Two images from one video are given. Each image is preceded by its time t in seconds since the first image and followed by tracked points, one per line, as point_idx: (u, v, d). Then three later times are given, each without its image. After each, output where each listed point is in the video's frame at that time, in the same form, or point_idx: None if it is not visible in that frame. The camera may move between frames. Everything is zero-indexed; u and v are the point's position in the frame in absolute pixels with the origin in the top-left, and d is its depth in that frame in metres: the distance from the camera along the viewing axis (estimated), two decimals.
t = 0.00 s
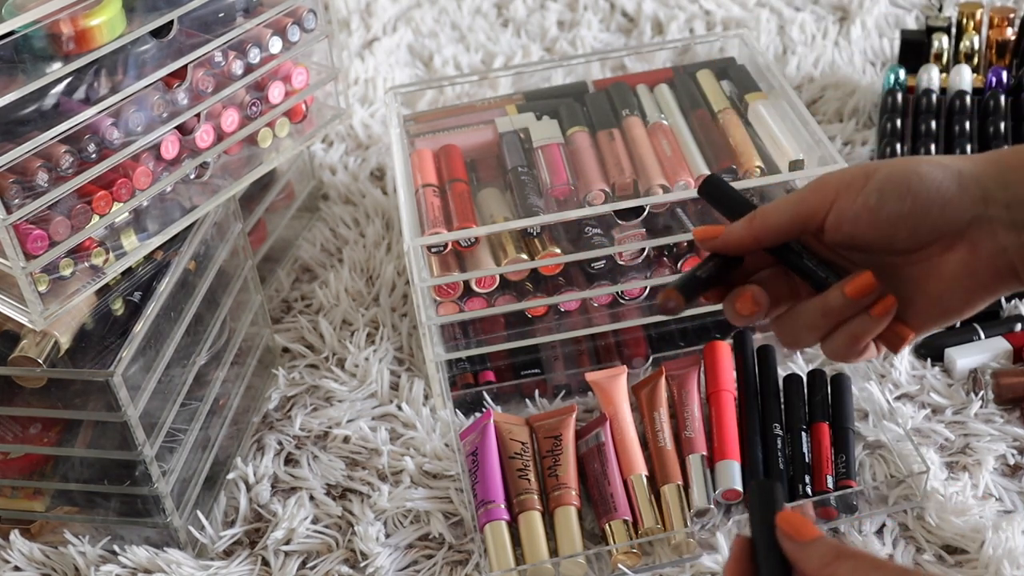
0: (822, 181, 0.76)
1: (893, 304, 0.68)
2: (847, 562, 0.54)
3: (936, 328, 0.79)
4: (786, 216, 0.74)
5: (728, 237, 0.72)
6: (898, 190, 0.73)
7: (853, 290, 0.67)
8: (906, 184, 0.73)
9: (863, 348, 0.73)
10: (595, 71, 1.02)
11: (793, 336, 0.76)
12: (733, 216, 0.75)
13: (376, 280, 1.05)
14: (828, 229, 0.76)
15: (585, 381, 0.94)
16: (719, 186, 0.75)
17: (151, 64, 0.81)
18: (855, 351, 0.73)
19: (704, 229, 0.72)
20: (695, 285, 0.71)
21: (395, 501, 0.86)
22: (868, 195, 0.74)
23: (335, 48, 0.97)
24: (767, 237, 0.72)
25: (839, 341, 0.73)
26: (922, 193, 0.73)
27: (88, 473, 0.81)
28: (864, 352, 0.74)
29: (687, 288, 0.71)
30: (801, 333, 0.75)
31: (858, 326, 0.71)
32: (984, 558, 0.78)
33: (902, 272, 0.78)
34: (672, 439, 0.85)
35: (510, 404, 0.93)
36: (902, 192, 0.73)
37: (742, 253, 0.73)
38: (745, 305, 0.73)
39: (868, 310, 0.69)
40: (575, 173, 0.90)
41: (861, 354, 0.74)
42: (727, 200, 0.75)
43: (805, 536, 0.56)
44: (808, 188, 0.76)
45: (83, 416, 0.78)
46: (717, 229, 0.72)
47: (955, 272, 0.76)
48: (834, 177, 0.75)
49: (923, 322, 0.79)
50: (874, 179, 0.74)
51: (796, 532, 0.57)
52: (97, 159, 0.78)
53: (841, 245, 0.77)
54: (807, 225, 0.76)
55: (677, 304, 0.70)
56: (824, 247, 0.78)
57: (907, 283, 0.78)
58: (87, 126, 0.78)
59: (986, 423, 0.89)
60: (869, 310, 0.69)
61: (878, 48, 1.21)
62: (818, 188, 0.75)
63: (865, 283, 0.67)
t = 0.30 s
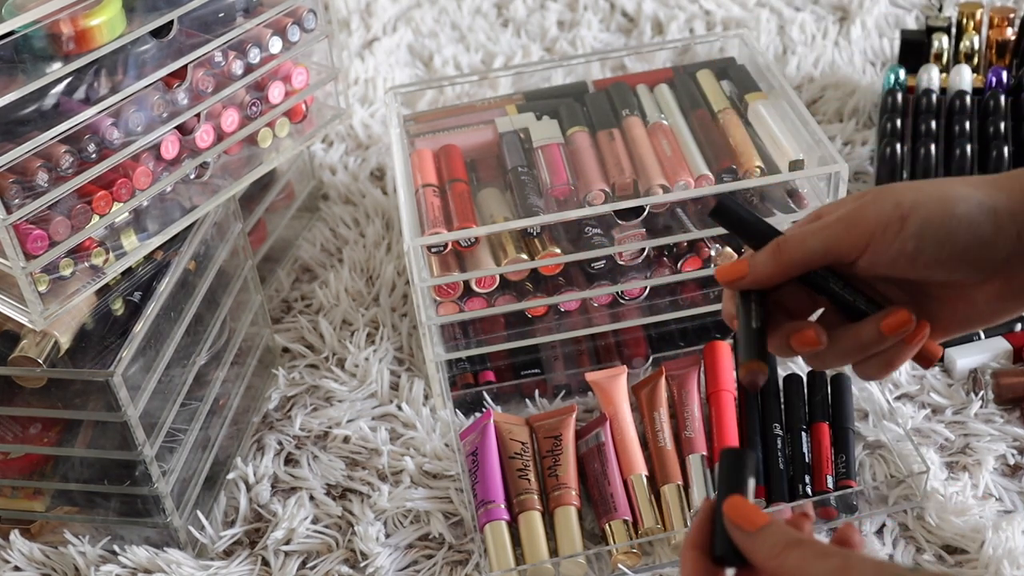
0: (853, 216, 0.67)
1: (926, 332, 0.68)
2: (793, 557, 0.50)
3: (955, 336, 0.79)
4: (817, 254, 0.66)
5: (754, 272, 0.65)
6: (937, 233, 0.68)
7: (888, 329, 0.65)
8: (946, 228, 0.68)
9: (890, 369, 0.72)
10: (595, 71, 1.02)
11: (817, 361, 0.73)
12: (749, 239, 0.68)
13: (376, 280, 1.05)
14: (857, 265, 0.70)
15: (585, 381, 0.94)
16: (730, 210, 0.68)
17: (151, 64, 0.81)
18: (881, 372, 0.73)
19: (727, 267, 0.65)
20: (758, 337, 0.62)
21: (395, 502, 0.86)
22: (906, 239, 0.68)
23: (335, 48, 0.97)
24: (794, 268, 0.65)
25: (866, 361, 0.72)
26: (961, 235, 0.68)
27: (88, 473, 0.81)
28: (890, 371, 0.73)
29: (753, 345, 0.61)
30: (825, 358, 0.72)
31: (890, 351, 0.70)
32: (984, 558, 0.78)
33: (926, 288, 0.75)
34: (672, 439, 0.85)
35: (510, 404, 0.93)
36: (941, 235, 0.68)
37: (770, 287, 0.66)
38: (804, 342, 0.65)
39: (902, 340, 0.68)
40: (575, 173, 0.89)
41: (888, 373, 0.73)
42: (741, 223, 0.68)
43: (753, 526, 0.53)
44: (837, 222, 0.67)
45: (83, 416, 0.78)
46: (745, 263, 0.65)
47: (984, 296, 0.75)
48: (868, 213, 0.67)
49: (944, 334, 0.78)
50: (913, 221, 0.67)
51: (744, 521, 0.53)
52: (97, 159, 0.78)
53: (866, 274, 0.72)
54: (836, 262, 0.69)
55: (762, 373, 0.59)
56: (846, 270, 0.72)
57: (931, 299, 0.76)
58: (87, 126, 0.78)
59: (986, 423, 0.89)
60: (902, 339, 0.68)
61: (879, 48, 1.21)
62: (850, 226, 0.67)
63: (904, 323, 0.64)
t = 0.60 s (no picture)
0: (859, 208, 0.67)
1: (928, 323, 0.67)
2: (779, 502, 0.52)
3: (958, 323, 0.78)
4: (824, 247, 0.66)
5: (762, 262, 0.64)
6: (941, 220, 0.68)
7: (892, 318, 0.65)
8: (950, 216, 0.68)
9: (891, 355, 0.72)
10: (595, 71, 1.02)
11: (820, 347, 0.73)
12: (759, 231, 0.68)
13: (376, 280, 1.05)
14: (865, 256, 0.70)
15: (584, 381, 0.94)
16: (739, 202, 0.67)
17: (151, 64, 0.81)
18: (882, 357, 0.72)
19: (733, 255, 0.64)
20: (755, 328, 0.61)
21: (395, 502, 0.86)
22: (912, 229, 0.67)
23: (335, 48, 0.97)
24: (803, 258, 0.65)
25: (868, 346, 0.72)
26: (965, 221, 0.68)
27: (88, 473, 0.81)
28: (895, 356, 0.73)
29: (747, 336, 0.61)
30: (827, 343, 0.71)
31: (892, 339, 0.70)
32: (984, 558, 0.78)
33: (929, 277, 0.75)
34: (672, 439, 0.85)
35: (510, 404, 0.94)
36: (945, 223, 0.68)
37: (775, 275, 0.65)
38: (807, 330, 0.66)
39: (904, 328, 0.67)
40: (575, 173, 0.89)
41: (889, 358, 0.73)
42: (752, 217, 0.67)
43: (739, 468, 0.54)
44: (843, 215, 0.67)
45: (83, 416, 0.78)
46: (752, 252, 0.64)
47: (988, 284, 0.74)
48: (873, 204, 0.67)
49: (947, 322, 0.77)
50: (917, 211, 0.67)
51: (731, 463, 0.54)
52: (97, 159, 0.78)
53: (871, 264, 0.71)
54: (842, 254, 0.69)
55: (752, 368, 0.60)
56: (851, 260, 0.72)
57: (936, 288, 0.76)
58: (87, 126, 0.78)
59: (986, 423, 0.89)
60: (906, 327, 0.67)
61: (879, 48, 1.21)
62: (856, 219, 0.67)
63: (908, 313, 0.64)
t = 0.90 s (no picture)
0: (871, 212, 0.66)
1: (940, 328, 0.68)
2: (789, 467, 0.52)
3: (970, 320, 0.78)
4: (837, 250, 0.65)
5: (776, 265, 0.64)
6: (953, 223, 0.67)
7: (905, 321, 0.66)
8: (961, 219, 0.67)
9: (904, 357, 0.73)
10: (595, 70, 1.02)
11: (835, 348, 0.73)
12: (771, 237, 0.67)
13: (376, 280, 1.05)
14: (878, 258, 0.69)
15: (584, 381, 0.94)
16: (752, 208, 0.66)
17: (151, 64, 0.81)
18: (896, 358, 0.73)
19: (749, 258, 0.64)
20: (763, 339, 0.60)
21: (395, 502, 0.86)
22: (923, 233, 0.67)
23: (334, 48, 0.97)
24: (816, 262, 0.65)
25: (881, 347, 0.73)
26: (977, 225, 0.67)
27: (88, 473, 0.81)
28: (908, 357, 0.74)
29: (754, 347, 0.60)
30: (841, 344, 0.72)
31: (906, 342, 0.70)
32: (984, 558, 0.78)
33: (943, 275, 0.75)
34: (672, 439, 0.85)
35: (510, 404, 0.94)
36: (957, 226, 0.67)
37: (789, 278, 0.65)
38: (823, 337, 0.67)
39: (918, 331, 0.68)
40: (576, 173, 0.89)
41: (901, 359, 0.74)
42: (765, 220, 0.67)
43: (747, 436, 0.54)
44: (856, 218, 0.66)
45: (83, 416, 0.78)
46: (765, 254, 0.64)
47: (1000, 283, 0.74)
48: (884, 208, 0.66)
49: (960, 319, 0.77)
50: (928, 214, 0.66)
51: (739, 432, 0.54)
52: (97, 159, 0.78)
53: (884, 266, 0.71)
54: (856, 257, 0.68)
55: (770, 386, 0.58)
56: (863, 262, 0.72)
57: (947, 286, 0.75)
58: (87, 126, 0.78)
59: (986, 423, 0.89)
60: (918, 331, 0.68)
61: (879, 48, 1.21)
62: (868, 223, 0.66)
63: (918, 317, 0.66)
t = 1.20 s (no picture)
0: (896, 215, 0.67)
1: (969, 322, 0.68)
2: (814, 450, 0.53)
3: (1001, 321, 0.78)
4: (867, 257, 0.66)
5: (807, 283, 0.66)
6: (979, 222, 0.67)
7: (937, 313, 0.66)
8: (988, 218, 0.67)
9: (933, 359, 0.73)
10: (595, 71, 1.02)
11: (862, 350, 0.74)
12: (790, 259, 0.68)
13: (376, 280, 1.05)
14: (906, 262, 0.69)
15: (585, 381, 0.94)
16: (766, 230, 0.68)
17: (151, 64, 0.81)
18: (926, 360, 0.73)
19: (782, 277, 0.67)
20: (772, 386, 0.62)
21: (395, 502, 0.86)
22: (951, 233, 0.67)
23: (334, 48, 0.97)
24: (847, 274, 0.66)
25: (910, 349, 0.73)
26: (1004, 222, 0.67)
27: (88, 473, 0.81)
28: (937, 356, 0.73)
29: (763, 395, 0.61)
30: (869, 346, 0.73)
31: (935, 340, 0.70)
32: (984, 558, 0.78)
33: (970, 281, 0.75)
34: (672, 439, 0.85)
35: (510, 404, 0.94)
36: (985, 223, 0.67)
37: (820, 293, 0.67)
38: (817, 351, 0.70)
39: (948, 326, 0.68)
40: (575, 173, 0.89)
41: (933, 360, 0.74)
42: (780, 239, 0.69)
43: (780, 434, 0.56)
44: (883, 224, 0.67)
45: (83, 416, 0.78)
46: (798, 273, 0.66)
47: None
48: (910, 213, 0.67)
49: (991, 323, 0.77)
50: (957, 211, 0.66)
51: (772, 430, 0.56)
52: (97, 159, 0.78)
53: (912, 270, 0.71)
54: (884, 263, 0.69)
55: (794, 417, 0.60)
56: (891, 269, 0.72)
57: (975, 292, 0.76)
58: (87, 126, 0.78)
59: (986, 423, 0.89)
60: (946, 326, 0.68)
61: (879, 48, 1.21)
62: (894, 226, 0.67)
63: (951, 307, 0.65)
